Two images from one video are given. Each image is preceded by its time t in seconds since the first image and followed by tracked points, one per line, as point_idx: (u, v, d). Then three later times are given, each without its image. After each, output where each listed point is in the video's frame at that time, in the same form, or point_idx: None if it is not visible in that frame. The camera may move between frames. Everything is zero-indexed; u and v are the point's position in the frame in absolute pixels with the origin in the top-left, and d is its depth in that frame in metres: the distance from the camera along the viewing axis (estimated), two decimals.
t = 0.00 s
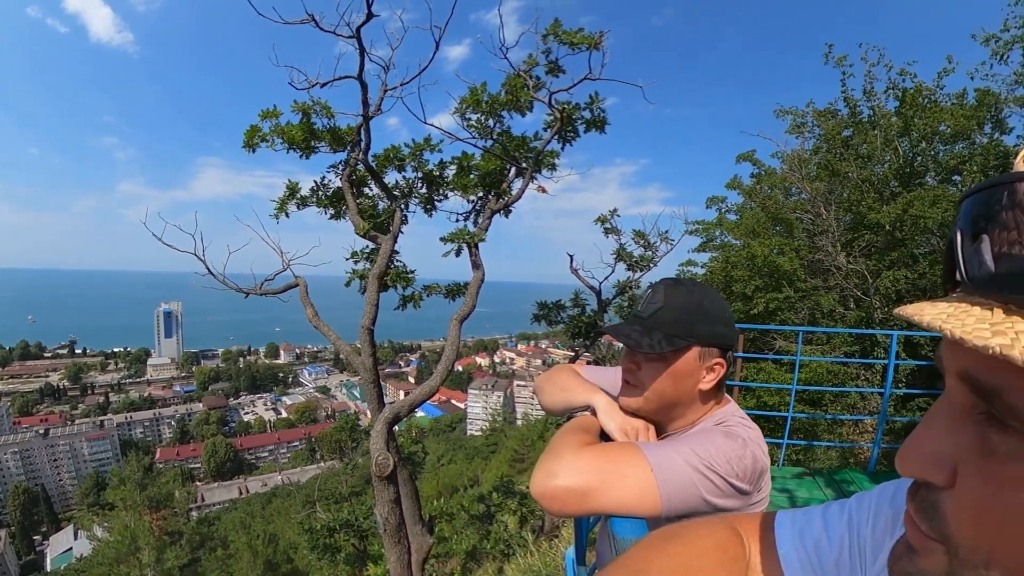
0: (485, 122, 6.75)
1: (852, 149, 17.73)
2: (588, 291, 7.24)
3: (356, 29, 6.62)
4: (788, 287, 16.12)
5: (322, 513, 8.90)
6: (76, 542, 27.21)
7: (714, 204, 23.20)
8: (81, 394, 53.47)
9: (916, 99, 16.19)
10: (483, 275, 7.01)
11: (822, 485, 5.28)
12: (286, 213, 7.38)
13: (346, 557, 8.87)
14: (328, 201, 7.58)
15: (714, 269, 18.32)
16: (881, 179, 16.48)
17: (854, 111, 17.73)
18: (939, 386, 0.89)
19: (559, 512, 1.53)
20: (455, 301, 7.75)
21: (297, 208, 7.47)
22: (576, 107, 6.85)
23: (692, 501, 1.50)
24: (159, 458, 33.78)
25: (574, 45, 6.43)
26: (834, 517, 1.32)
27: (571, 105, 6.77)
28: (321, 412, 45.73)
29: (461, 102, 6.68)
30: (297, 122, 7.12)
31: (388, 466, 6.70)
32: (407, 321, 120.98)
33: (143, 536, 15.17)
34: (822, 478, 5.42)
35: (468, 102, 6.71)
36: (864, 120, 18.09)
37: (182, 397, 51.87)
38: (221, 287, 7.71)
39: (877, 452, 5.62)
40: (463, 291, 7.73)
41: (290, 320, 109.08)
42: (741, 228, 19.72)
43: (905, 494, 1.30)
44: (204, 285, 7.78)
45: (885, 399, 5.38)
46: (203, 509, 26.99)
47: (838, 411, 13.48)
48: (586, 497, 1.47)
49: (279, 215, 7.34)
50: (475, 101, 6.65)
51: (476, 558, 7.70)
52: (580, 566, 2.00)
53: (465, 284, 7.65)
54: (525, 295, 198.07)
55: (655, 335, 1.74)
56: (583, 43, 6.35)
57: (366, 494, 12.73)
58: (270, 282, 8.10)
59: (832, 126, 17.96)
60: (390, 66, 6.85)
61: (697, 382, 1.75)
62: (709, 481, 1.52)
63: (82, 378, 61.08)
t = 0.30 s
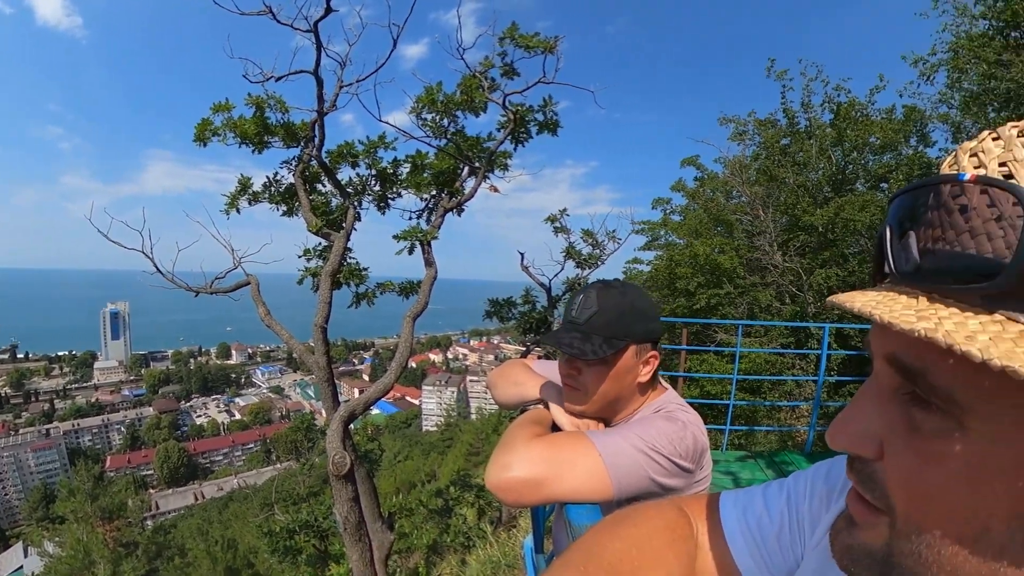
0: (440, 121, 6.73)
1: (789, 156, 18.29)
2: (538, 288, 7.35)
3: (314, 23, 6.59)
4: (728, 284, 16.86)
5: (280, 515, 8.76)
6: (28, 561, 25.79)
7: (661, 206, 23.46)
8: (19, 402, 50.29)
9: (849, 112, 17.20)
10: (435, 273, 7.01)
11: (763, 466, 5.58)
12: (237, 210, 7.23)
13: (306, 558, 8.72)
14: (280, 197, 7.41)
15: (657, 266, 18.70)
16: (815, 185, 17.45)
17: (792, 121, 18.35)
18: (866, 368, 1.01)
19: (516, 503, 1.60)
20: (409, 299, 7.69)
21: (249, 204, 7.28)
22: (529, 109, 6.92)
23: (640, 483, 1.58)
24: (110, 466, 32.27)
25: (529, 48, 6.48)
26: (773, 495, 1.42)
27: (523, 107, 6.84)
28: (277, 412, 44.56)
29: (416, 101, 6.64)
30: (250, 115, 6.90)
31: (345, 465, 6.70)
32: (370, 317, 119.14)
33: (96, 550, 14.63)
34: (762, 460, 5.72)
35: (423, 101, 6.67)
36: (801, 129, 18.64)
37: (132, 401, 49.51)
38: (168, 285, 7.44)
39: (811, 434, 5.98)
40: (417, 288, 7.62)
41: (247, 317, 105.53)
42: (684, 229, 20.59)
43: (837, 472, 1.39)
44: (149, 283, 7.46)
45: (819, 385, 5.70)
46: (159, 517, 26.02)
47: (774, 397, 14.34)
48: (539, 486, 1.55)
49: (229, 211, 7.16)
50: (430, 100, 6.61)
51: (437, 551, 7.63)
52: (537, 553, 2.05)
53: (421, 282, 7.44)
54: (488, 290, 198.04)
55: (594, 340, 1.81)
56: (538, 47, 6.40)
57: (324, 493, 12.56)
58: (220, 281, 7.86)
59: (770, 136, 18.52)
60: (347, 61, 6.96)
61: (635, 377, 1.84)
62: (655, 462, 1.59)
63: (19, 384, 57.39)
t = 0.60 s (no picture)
0: (388, 119, 6.63)
1: (722, 162, 19.09)
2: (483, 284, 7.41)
3: (263, 14, 6.38)
4: (664, 280, 17.02)
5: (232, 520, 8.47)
6: None
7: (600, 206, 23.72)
8: None
9: (779, 124, 18.37)
10: (381, 270, 6.94)
11: (700, 448, 5.85)
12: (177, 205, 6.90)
13: (261, 564, 8.44)
14: (222, 191, 7.10)
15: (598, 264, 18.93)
16: (745, 189, 18.26)
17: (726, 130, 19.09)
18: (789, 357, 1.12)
19: (466, 495, 1.65)
20: (354, 296, 7.65)
21: (190, 199, 6.97)
22: (476, 110, 6.92)
23: (585, 468, 1.66)
24: (48, 480, 30.30)
25: (479, 51, 6.47)
26: (708, 470, 1.51)
27: (471, 107, 6.84)
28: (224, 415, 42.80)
29: (364, 98, 6.51)
30: (193, 106, 6.59)
31: (296, 466, 6.59)
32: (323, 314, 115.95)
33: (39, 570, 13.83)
34: (700, 443, 5.99)
35: (372, 98, 6.56)
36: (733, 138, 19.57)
37: (65, 409, 46.27)
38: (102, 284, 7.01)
39: (744, 417, 6.34)
40: (362, 286, 7.59)
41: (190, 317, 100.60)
42: (622, 227, 20.53)
43: (761, 448, 1.50)
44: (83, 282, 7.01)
45: (751, 371, 6.00)
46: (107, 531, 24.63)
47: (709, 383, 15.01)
48: (486, 478, 1.60)
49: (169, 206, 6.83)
50: (379, 97, 6.51)
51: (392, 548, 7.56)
52: (492, 543, 2.12)
53: (364, 279, 7.53)
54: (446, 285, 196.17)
55: (532, 335, 1.90)
56: (488, 49, 6.41)
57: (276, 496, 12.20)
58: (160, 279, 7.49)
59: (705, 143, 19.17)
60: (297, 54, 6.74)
61: (572, 367, 1.94)
62: (596, 448, 1.68)
63: None
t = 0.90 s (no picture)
0: (331, 113, 6.49)
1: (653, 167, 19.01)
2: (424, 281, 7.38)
3: None
4: (598, 276, 17.66)
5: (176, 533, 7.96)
6: None
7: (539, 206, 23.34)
8: None
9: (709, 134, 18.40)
10: (322, 267, 6.78)
11: (635, 433, 6.06)
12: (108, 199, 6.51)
13: None
14: (156, 184, 6.74)
15: (536, 261, 19.28)
16: (675, 193, 18.35)
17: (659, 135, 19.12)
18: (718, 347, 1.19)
19: (415, 490, 1.64)
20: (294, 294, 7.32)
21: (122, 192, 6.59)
22: (420, 108, 6.92)
23: (527, 456, 1.71)
24: None
25: (426, 49, 6.45)
26: (646, 451, 1.55)
27: (414, 106, 6.83)
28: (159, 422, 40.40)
29: (307, 91, 6.35)
30: (127, 92, 6.20)
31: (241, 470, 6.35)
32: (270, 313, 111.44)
33: None
34: (635, 428, 6.22)
35: (315, 91, 6.41)
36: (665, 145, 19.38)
37: None
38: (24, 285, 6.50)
39: (675, 402, 6.67)
40: (302, 284, 7.23)
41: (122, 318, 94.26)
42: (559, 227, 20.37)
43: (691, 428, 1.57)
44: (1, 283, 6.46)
45: (677, 358, 6.32)
46: (44, 555, 22.84)
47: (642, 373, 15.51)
48: (433, 472, 1.61)
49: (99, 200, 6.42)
50: (322, 91, 6.37)
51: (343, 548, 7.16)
52: (440, 536, 2.10)
53: (305, 276, 7.20)
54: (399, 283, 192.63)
55: (470, 327, 1.91)
56: (434, 49, 6.40)
57: (222, 504, 11.67)
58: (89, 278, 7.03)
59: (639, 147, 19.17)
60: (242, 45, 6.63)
61: (509, 358, 1.98)
62: (538, 436, 1.73)
63: None
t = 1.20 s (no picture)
0: (277, 106, 6.33)
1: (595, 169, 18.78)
2: (369, 278, 7.29)
3: None
4: (539, 273, 17.14)
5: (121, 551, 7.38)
6: None
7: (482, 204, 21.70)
8: None
9: (647, 139, 18.30)
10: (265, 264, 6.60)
11: (578, 422, 6.17)
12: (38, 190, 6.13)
13: None
14: (90, 175, 6.37)
15: (479, 258, 18.86)
16: (613, 194, 18.13)
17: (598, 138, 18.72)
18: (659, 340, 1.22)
19: (369, 488, 1.62)
20: (236, 293, 7.13)
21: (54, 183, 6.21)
22: (368, 104, 6.86)
23: (476, 449, 1.74)
24: None
25: (377, 45, 6.41)
26: (586, 438, 1.59)
27: (362, 101, 6.77)
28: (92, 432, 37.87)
29: (253, 82, 6.17)
30: (60, 74, 5.84)
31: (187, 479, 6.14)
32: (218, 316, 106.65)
33: None
34: (578, 416, 6.33)
35: (261, 82, 6.22)
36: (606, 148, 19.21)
37: None
38: None
39: (614, 392, 6.90)
40: (245, 282, 7.09)
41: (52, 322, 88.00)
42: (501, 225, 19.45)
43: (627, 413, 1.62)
44: None
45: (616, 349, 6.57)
46: None
47: (582, 365, 15.62)
48: (384, 469, 1.60)
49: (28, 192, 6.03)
50: (269, 82, 6.21)
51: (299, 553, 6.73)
52: (395, 532, 2.06)
53: (246, 274, 7.08)
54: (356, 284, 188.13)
55: (413, 325, 1.93)
56: (386, 45, 6.37)
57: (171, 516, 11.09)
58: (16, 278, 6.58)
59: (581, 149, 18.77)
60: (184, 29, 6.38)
61: (454, 354, 2.00)
62: (485, 429, 1.77)
63: None
